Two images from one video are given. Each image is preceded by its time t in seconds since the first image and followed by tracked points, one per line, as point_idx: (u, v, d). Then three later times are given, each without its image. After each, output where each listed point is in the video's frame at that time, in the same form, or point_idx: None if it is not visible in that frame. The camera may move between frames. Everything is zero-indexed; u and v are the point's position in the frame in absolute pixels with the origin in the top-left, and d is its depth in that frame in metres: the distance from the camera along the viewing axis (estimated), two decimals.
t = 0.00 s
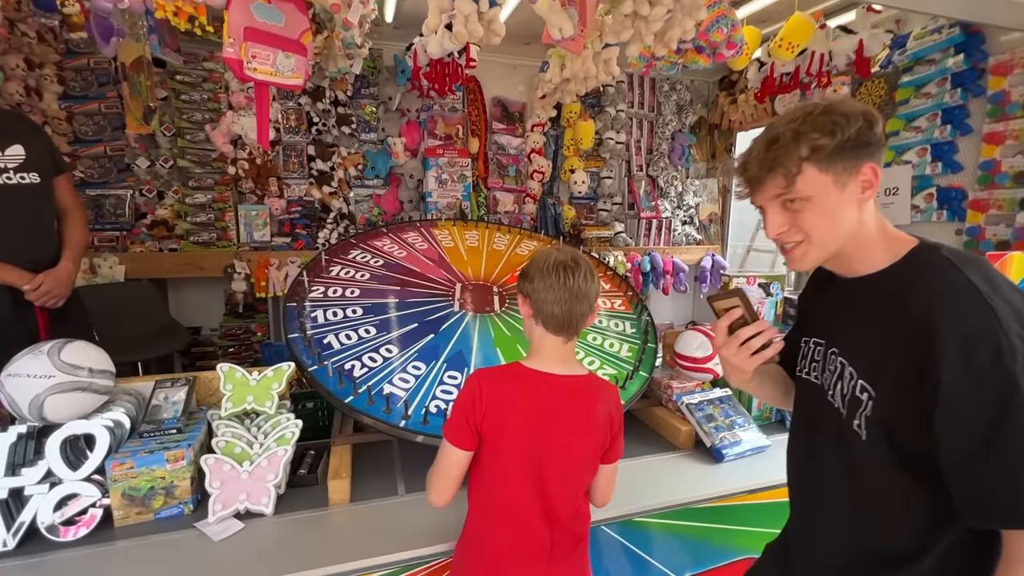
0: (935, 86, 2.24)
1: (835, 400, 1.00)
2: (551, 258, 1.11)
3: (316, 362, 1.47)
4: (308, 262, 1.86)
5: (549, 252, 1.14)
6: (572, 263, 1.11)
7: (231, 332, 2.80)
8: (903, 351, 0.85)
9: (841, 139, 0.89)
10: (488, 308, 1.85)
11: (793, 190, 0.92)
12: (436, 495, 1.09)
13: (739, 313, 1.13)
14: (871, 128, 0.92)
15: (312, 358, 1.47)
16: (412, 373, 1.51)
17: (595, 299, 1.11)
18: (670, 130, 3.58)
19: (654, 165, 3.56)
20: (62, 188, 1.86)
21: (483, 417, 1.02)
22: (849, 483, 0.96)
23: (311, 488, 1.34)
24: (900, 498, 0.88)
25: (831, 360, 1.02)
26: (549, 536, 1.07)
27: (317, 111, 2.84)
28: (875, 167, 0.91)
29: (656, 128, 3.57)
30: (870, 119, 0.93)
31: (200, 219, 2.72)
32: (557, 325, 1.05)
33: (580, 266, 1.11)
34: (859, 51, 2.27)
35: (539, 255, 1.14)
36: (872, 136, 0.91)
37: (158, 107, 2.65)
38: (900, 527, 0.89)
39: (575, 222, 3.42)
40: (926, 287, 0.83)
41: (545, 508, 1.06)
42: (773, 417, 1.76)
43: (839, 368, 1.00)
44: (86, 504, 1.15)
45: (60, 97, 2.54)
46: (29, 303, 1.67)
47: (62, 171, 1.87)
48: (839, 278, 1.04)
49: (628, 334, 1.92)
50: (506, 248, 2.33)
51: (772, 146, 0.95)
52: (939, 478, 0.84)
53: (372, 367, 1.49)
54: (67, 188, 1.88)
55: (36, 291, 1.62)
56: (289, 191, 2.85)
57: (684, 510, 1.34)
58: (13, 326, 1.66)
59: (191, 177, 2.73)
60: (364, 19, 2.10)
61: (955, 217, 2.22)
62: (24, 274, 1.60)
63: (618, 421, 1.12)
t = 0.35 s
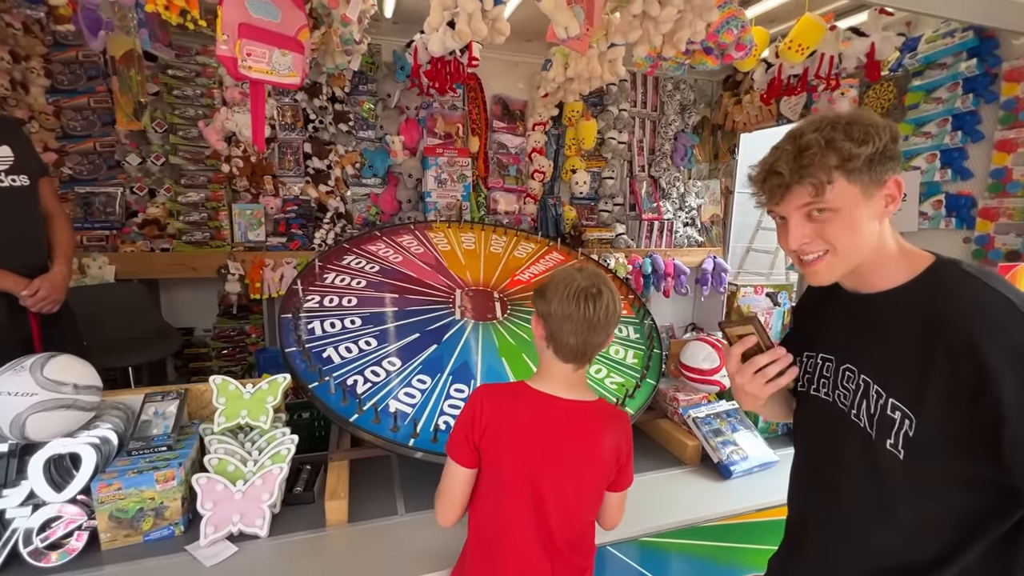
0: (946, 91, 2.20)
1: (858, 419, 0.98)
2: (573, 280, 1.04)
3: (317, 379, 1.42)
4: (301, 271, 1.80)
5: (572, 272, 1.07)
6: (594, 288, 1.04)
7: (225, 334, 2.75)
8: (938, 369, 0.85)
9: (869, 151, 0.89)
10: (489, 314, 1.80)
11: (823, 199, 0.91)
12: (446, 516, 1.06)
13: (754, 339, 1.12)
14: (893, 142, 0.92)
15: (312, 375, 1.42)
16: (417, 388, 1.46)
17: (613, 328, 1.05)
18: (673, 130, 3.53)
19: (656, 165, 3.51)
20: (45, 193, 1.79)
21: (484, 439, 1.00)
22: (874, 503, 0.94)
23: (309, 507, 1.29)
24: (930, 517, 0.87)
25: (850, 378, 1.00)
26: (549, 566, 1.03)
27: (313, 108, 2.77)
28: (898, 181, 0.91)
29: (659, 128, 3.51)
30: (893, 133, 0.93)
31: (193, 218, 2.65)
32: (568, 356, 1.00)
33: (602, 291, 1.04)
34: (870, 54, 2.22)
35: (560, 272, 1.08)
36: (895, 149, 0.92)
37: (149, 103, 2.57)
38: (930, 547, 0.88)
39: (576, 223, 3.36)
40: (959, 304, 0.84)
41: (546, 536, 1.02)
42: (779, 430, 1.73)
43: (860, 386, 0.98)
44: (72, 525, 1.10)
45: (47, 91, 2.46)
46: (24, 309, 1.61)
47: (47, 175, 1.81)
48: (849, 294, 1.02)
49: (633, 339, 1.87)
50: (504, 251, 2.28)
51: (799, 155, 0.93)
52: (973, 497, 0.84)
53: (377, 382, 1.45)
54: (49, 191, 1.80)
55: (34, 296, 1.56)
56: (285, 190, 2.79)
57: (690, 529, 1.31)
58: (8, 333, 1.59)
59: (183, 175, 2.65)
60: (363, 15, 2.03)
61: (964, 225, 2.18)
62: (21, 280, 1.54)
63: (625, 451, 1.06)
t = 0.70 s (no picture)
0: (954, 93, 2.17)
1: (854, 430, 0.96)
2: (564, 296, 0.98)
3: (319, 395, 1.37)
4: (287, 277, 1.71)
5: (565, 284, 1.00)
6: (586, 305, 0.98)
7: (217, 331, 2.71)
8: (939, 386, 0.83)
9: (835, 171, 0.89)
10: (488, 316, 1.76)
11: (786, 217, 0.95)
12: (439, 527, 1.04)
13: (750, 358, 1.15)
14: (882, 158, 0.89)
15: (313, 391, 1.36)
16: (423, 398, 1.42)
17: (606, 347, 1.00)
18: (674, 128, 3.48)
19: (656, 163, 3.47)
20: (31, 184, 1.74)
21: (468, 450, 0.97)
22: (869, 516, 0.92)
23: (299, 517, 1.25)
24: (924, 536, 0.86)
25: (848, 389, 0.98)
26: None
27: (308, 101, 2.72)
28: (879, 199, 0.89)
29: (659, 125, 3.46)
30: (885, 148, 0.90)
31: (184, 213, 2.60)
32: (555, 378, 0.96)
33: (595, 308, 0.98)
34: (877, 54, 2.18)
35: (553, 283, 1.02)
36: (881, 165, 0.89)
37: (138, 94, 2.51)
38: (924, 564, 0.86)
39: (575, 221, 3.32)
40: (966, 321, 0.81)
41: (533, 559, 0.98)
42: (779, 437, 1.70)
43: (859, 398, 0.96)
44: (50, 539, 1.06)
45: (32, 81, 2.38)
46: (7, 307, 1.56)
47: (33, 167, 1.77)
48: (854, 305, 1.00)
49: (633, 336, 1.84)
50: (495, 248, 2.23)
51: (769, 175, 0.98)
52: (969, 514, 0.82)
53: (385, 393, 1.41)
54: (36, 183, 1.76)
55: (15, 295, 1.51)
56: (278, 185, 2.73)
57: (688, 540, 1.28)
58: None
59: (174, 169, 2.59)
60: (359, 7, 1.98)
61: (969, 229, 2.16)
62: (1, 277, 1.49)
63: (618, 471, 1.02)
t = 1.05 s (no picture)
0: (942, 95, 2.15)
1: (845, 450, 0.92)
2: (547, 313, 0.90)
3: (305, 419, 1.23)
4: (246, 288, 1.53)
5: (550, 298, 0.92)
6: (574, 323, 0.90)
7: (183, 329, 2.57)
8: (927, 412, 0.77)
9: (824, 174, 0.83)
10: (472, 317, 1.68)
11: (779, 219, 0.90)
12: (420, 538, 1.01)
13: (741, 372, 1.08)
14: (883, 161, 0.81)
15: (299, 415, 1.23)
16: (417, 411, 1.32)
17: (594, 366, 0.93)
18: (661, 124, 3.43)
19: (643, 160, 3.41)
20: None
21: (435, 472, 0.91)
22: (853, 543, 0.88)
23: (263, 537, 1.17)
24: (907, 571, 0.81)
25: (842, 407, 0.93)
26: None
27: (281, 87, 2.58)
28: (871, 207, 0.82)
29: (646, 121, 3.41)
30: (887, 151, 0.81)
31: (147, 203, 2.44)
32: (538, 404, 0.90)
33: (583, 326, 0.91)
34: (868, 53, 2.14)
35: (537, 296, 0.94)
36: (879, 171, 0.81)
37: (96, 75, 2.34)
38: None
39: (559, 218, 3.26)
40: (966, 345, 0.75)
41: None
42: (767, 443, 1.67)
43: (850, 417, 0.91)
44: None
45: None
46: None
47: None
48: (854, 318, 0.94)
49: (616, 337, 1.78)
50: (465, 241, 2.15)
51: (763, 174, 0.93)
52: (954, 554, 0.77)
53: (380, 409, 1.30)
54: None
55: None
56: (249, 175, 2.59)
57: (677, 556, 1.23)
58: None
59: (137, 156, 2.43)
60: None
61: (953, 232, 2.16)
62: None
63: (604, 499, 0.96)
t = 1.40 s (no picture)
0: (941, 97, 2.11)
1: (863, 483, 0.89)
2: (570, 334, 0.90)
3: (308, 446, 1.16)
4: (218, 307, 1.43)
5: (575, 320, 0.93)
6: (598, 348, 0.91)
7: (161, 329, 2.47)
8: (946, 454, 0.75)
9: (841, 189, 0.80)
10: (465, 321, 1.62)
11: (794, 233, 0.88)
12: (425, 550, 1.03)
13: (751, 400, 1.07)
14: (910, 179, 0.76)
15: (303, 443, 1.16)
16: (426, 427, 1.26)
17: (616, 390, 0.94)
18: (655, 121, 3.37)
19: (637, 158, 3.36)
20: None
21: (438, 488, 0.92)
22: None
23: (242, 560, 1.10)
24: None
25: (859, 437, 0.91)
26: None
27: (265, 78, 2.47)
28: (889, 229, 0.78)
29: (641, 118, 3.35)
30: (916, 168, 0.77)
31: (122, 198, 2.32)
32: (554, 427, 0.91)
33: (607, 352, 0.92)
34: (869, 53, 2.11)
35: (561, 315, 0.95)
36: (903, 191, 0.77)
37: (67, 62, 2.21)
38: None
39: (552, 216, 3.20)
40: (993, 385, 0.71)
41: None
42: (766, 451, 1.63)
43: (869, 449, 0.88)
44: None
45: None
46: None
47: None
48: (876, 342, 0.91)
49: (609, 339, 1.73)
50: (441, 237, 2.07)
51: (781, 183, 0.91)
52: None
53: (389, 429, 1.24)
54: None
55: None
56: (231, 169, 2.49)
57: None
58: None
59: (111, 148, 2.32)
60: None
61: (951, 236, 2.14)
62: None
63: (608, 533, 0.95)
